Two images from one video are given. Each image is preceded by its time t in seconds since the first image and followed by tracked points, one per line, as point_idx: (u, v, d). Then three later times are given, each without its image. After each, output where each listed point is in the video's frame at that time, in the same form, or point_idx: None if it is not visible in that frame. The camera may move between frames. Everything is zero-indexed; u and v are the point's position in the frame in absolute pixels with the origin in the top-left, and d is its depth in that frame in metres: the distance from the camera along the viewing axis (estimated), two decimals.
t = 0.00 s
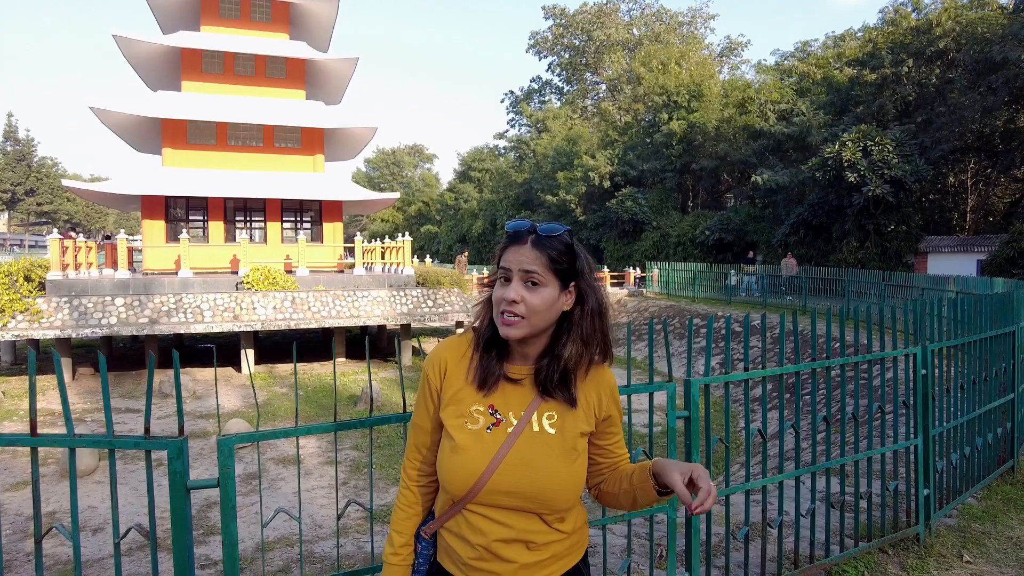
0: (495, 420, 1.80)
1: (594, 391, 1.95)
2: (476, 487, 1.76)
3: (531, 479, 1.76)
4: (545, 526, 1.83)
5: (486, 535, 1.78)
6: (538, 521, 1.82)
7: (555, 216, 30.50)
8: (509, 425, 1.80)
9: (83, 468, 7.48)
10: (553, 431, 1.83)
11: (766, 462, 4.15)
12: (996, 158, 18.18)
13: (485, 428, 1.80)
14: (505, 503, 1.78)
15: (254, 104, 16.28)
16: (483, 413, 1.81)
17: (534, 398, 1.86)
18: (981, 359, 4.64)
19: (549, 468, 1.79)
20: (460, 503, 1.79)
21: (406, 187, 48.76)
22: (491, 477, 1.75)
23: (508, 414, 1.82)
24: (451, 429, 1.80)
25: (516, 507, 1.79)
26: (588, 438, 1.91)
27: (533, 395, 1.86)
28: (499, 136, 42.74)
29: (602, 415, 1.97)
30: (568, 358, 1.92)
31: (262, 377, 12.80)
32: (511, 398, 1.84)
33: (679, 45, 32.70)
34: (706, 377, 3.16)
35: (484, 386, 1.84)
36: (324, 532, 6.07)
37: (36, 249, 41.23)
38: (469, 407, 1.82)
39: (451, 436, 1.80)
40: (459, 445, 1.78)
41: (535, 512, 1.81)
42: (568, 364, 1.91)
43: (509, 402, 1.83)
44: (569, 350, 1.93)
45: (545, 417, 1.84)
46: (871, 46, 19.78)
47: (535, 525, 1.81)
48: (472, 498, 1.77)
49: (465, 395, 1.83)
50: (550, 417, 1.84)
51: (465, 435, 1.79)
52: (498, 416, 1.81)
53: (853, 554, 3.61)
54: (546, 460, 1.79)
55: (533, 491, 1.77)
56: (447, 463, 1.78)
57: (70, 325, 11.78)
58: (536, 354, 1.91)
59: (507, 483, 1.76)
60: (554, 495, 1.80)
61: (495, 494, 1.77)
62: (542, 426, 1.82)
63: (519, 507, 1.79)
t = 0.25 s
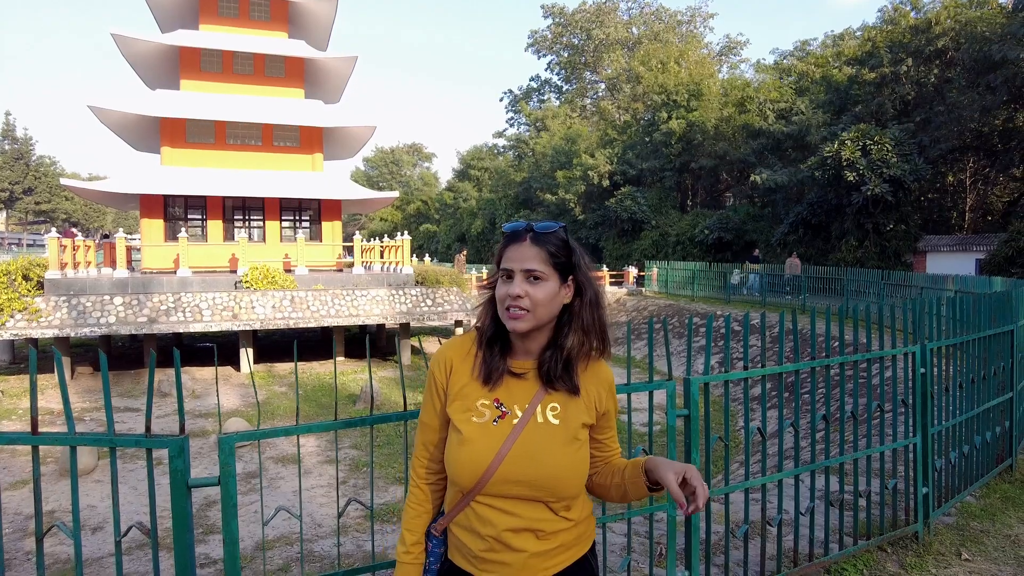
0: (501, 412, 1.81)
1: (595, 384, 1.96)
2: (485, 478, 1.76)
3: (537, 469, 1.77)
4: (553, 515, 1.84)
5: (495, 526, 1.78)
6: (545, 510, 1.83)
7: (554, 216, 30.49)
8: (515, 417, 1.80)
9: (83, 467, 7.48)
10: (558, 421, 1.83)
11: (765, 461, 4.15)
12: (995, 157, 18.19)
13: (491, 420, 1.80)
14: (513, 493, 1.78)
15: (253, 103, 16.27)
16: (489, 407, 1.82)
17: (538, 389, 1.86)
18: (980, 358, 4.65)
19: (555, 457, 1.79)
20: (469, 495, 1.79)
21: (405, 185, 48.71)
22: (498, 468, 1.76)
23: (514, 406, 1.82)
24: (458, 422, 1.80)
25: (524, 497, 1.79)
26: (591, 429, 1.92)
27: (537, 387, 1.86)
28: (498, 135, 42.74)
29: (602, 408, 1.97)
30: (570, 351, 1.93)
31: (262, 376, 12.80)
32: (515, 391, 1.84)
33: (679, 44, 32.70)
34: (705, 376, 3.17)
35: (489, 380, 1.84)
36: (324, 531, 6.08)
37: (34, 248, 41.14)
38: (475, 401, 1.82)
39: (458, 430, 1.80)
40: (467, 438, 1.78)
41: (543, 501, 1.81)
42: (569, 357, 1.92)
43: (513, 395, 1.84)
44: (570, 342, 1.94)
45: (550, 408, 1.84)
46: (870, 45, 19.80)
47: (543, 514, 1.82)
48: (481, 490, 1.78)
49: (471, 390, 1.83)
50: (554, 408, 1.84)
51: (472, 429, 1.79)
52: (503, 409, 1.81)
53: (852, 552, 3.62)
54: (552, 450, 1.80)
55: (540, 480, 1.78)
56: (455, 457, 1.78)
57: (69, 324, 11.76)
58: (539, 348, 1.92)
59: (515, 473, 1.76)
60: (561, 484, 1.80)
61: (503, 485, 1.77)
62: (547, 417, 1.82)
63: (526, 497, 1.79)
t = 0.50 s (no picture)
0: (510, 404, 1.81)
1: (602, 374, 1.96)
2: (495, 469, 1.77)
3: (547, 458, 1.77)
4: (564, 503, 1.85)
5: (508, 515, 1.79)
6: (556, 499, 1.83)
7: (554, 215, 30.50)
8: (524, 408, 1.81)
9: (83, 466, 7.49)
10: (566, 410, 1.84)
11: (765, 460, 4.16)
12: (994, 156, 18.18)
13: (501, 412, 1.80)
14: (524, 483, 1.78)
15: (253, 103, 16.27)
16: (498, 399, 1.82)
17: (546, 380, 1.87)
18: (980, 358, 4.66)
19: (564, 446, 1.80)
20: (481, 486, 1.79)
21: (405, 185, 48.70)
22: (509, 459, 1.76)
23: (522, 398, 1.83)
24: (468, 416, 1.81)
25: (536, 485, 1.80)
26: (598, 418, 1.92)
27: (545, 378, 1.87)
28: (498, 135, 42.74)
29: (608, 396, 1.97)
30: (574, 341, 1.94)
31: (262, 376, 12.81)
32: (524, 383, 1.85)
33: (679, 44, 32.69)
34: (706, 376, 3.18)
35: (497, 374, 1.85)
36: (325, 530, 6.09)
37: (34, 247, 41.16)
38: (484, 394, 1.83)
39: (469, 423, 1.80)
40: (477, 430, 1.78)
41: (552, 489, 1.82)
42: (575, 347, 1.93)
43: (522, 386, 1.85)
44: (574, 334, 1.95)
45: (557, 398, 1.85)
46: (871, 44, 19.73)
47: (553, 502, 1.82)
48: (492, 481, 1.78)
49: (480, 385, 1.84)
50: (562, 398, 1.85)
51: (482, 421, 1.79)
52: (512, 401, 1.82)
53: (852, 551, 3.63)
54: (560, 438, 1.80)
55: (551, 468, 1.78)
56: (466, 449, 1.79)
57: (69, 324, 11.76)
58: (545, 341, 1.93)
59: (526, 463, 1.77)
60: (572, 471, 1.81)
61: (514, 476, 1.77)
62: (555, 407, 1.83)
63: (537, 486, 1.80)
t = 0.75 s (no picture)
0: (514, 402, 1.82)
1: (606, 373, 1.96)
2: (499, 464, 1.78)
3: (550, 454, 1.78)
4: (567, 498, 1.85)
5: (512, 510, 1.80)
6: (559, 494, 1.83)
7: (555, 215, 30.51)
8: (527, 405, 1.81)
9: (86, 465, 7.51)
10: (568, 407, 1.84)
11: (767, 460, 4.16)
12: (996, 156, 18.17)
13: (504, 409, 1.81)
14: (527, 477, 1.79)
15: (254, 102, 16.28)
16: (503, 396, 1.83)
17: (549, 378, 1.87)
18: (981, 357, 4.66)
19: (568, 442, 1.80)
20: (486, 481, 1.80)
21: (406, 184, 48.74)
22: (512, 454, 1.77)
23: (526, 395, 1.83)
24: (473, 413, 1.82)
25: (539, 481, 1.80)
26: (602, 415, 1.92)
27: (548, 375, 1.88)
28: (499, 134, 42.73)
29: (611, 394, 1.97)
30: (579, 341, 1.95)
31: (263, 375, 12.83)
32: (527, 380, 1.86)
33: (680, 43, 32.68)
34: (707, 375, 3.17)
35: (502, 371, 1.86)
36: (327, 529, 6.10)
37: (36, 246, 41.23)
38: (488, 391, 1.84)
39: (473, 419, 1.81)
40: (481, 426, 1.79)
41: (555, 484, 1.82)
42: (580, 346, 1.94)
43: (526, 384, 1.86)
44: (580, 334, 1.96)
45: (560, 395, 1.85)
46: (873, 42, 19.67)
47: (556, 497, 1.83)
48: (496, 477, 1.79)
49: (485, 381, 1.85)
50: (564, 396, 1.85)
51: (485, 418, 1.80)
52: (516, 398, 1.83)
53: (853, 550, 3.63)
54: (564, 435, 1.80)
55: (553, 464, 1.78)
56: (470, 444, 1.80)
57: (71, 323, 11.78)
58: (550, 340, 1.94)
59: (530, 458, 1.77)
60: (575, 467, 1.81)
61: (518, 471, 1.78)
62: (558, 404, 1.84)
63: (540, 481, 1.80)
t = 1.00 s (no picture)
0: (522, 395, 1.83)
1: (616, 369, 1.95)
2: (508, 457, 1.78)
3: (558, 447, 1.78)
4: (575, 490, 1.85)
5: (521, 502, 1.80)
6: (567, 488, 1.83)
7: (557, 214, 30.51)
8: (535, 399, 1.82)
9: (89, 464, 7.53)
10: (576, 402, 1.85)
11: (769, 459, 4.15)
12: (999, 155, 18.14)
13: (513, 402, 1.82)
14: (535, 471, 1.79)
15: (256, 102, 16.30)
16: (512, 390, 1.84)
17: (557, 372, 1.88)
18: (983, 357, 4.65)
19: (576, 436, 1.80)
20: (495, 473, 1.81)
21: (408, 184, 48.77)
22: (521, 447, 1.77)
23: (535, 389, 1.84)
24: (482, 405, 1.83)
25: (547, 473, 1.80)
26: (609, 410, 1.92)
27: (556, 370, 1.88)
28: (501, 134, 42.70)
29: (621, 390, 1.95)
30: (589, 338, 1.95)
31: (266, 374, 12.86)
32: (535, 374, 1.87)
33: (682, 42, 32.63)
34: (709, 374, 3.17)
35: (511, 365, 1.87)
36: (329, 528, 6.11)
37: (38, 246, 41.28)
38: (498, 385, 1.85)
39: (483, 412, 1.82)
40: (490, 419, 1.80)
41: (563, 476, 1.82)
42: (590, 343, 1.94)
43: (533, 378, 1.87)
44: (590, 330, 1.96)
45: (568, 390, 1.86)
46: (875, 41, 19.56)
47: (564, 490, 1.83)
48: (504, 469, 1.79)
49: (495, 375, 1.87)
50: (571, 389, 1.86)
51: (494, 410, 1.81)
52: (525, 392, 1.83)
53: (855, 549, 3.64)
54: (572, 428, 1.81)
55: (561, 457, 1.79)
56: (479, 436, 1.81)
57: (74, 322, 11.80)
58: (560, 336, 1.94)
59: (538, 450, 1.78)
60: (583, 461, 1.81)
61: (527, 463, 1.78)
62: (565, 398, 1.84)
63: (548, 474, 1.80)
